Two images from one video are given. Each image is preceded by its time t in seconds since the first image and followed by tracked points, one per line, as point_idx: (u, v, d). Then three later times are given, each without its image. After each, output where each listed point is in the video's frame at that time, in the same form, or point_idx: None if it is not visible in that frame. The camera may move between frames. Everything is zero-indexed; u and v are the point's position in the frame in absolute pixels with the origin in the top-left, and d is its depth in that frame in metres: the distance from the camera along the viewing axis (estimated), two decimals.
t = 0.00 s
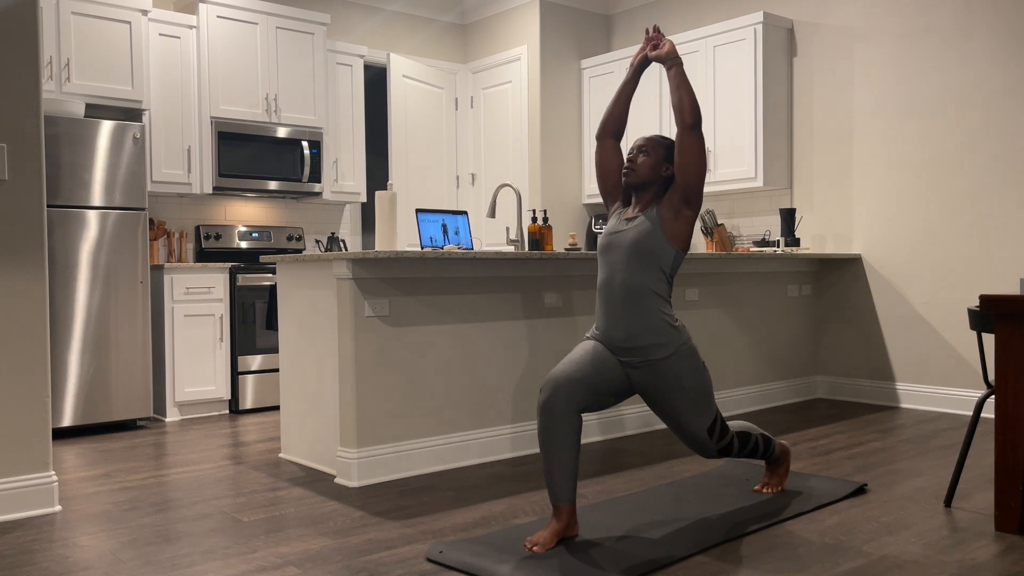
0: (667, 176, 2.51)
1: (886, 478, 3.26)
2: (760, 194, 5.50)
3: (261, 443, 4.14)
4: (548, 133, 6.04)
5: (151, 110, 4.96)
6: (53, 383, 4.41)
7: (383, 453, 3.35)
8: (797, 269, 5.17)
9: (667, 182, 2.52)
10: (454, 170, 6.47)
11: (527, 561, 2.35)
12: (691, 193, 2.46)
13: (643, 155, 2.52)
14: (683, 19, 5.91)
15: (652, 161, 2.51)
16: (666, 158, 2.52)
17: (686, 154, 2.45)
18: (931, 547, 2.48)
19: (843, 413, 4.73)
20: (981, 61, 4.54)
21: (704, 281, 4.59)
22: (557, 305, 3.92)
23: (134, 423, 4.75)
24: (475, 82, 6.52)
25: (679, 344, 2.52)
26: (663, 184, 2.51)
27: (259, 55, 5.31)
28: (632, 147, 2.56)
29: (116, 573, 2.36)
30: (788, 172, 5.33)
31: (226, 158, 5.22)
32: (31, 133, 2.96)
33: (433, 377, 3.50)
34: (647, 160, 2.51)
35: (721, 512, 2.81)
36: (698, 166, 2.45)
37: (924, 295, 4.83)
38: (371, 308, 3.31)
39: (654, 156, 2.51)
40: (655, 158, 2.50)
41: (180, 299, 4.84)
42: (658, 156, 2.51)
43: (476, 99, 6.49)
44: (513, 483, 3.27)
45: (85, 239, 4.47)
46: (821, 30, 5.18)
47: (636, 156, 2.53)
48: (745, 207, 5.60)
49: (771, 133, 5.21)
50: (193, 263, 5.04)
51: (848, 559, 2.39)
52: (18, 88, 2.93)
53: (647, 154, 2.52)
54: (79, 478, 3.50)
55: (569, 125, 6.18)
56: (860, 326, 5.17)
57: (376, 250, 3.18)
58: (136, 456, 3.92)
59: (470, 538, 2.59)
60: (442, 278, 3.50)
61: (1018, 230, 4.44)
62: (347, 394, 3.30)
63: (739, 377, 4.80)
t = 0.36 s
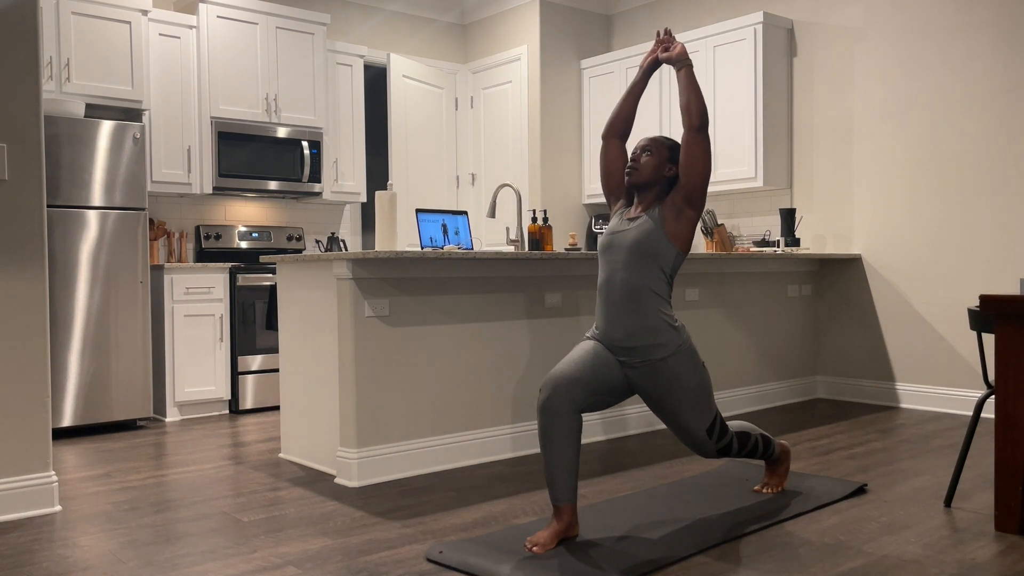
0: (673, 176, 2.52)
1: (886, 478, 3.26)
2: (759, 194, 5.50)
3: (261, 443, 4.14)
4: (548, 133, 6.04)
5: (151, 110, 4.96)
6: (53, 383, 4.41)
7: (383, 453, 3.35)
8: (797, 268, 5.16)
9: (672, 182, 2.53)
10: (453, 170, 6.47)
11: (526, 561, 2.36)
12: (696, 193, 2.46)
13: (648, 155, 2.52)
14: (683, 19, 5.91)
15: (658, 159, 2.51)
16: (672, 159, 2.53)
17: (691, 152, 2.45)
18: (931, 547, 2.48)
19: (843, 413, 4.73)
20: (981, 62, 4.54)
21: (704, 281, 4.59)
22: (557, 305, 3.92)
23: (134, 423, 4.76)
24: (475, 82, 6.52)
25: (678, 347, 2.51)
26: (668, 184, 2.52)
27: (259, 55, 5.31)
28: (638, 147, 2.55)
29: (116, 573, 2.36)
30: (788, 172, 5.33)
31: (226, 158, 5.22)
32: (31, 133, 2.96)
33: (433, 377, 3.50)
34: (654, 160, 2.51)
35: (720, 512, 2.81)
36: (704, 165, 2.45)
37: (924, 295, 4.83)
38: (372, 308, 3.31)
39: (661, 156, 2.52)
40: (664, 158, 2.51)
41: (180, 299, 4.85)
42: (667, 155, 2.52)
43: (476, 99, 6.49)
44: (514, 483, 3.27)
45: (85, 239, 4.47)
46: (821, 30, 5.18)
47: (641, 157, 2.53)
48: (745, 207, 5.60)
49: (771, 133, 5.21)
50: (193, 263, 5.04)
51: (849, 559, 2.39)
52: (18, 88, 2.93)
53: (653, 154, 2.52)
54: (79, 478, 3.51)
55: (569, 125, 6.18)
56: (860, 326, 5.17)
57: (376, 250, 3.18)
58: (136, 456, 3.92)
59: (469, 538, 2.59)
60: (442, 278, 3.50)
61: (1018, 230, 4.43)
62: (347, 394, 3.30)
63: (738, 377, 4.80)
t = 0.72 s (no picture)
0: (602, 177, 2.26)
1: (886, 478, 3.26)
2: (759, 194, 5.50)
3: (261, 443, 4.14)
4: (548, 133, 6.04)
5: (151, 110, 4.96)
6: (53, 383, 4.40)
7: (383, 453, 3.35)
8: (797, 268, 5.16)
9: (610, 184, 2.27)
10: (454, 170, 6.47)
11: (526, 561, 2.36)
12: (632, 198, 2.19)
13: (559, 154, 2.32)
14: (683, 19, 5.91)
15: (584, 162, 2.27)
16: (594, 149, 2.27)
17: (611, 154, 2.22)
18: (931, 547, 2.48)
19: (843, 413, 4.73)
20: (981, 62, 4.54)
21: (704, 281, 4.59)
22: (557, 305, 3.92)
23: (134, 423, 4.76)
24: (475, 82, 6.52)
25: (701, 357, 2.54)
26: (593, 188, 2.27)
27: (259, 55, 5.31)
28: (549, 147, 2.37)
29: (116, 573, 2.36)
30: (788, 172, 5.33)
31: (226, 158, 5.22)
32: (32, 133, 2.96)
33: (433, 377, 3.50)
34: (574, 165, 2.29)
35: (720, 512, 2.81)
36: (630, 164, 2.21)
37: (924, 295, 4.83)
38: (372, 308, 3.31)
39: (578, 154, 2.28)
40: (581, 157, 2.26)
41: (180, 299, 4.85)
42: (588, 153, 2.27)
43: (476, 99, 6.49)
44: (514, 483, 3.27)
45: (85, 238, 4.47)
46: (821, 30, 5.18)
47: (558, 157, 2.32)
48: (745, 208, 5.60)
49: (771, 132, 5.21)
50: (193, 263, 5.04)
51: (848, 558, 2.39)
52: (18, 87, 2.93)
53: (565, 156, 2.31)
54: (79, 478, 3.51)
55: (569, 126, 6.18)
56: (859, 326, 5.17)
57: (376, 250, 3.18)
58: (136, 456, 3.92)
59: (469, 538, 2.59)
60: (442, 279, 3.50)
61: (1019, 230, 4.43)
62: (347, 394, 3.30)
63: (738, 377, 4.80)
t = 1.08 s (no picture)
0: (673, 210, 2.49)
1: (886, 479, 3.26)
2: (760, 194, 5.50)
3: (261, 443, 4.14)
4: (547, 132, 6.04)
5: (151, 111, 4.96)
6: (53, 382, 4.40)
7: (383, 453, 3.34)
8: (797, 268, 5.16)
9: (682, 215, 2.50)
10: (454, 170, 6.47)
11: (527, 561, 2.36)
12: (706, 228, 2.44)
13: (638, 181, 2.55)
14: (683, 19, 5.91)
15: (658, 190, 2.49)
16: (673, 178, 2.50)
17: (682, 186, 2.45)
18: (932, 547, 2.48)
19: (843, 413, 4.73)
20: (981, 62, 4.54)
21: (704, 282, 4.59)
22: (557, 306, 3.92)
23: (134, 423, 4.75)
24: (475, 82, 6.52)
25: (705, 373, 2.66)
26: (667, 219, 2.49)
27: (259, 55, 5.31)
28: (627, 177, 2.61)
29: (116, 573, 2.36)
30: (788, 172, 5.33)
31: (226, 158, 5.22)
32: (32, 133, 2.96)
33: (434, 377, 3.50)
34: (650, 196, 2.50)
35: (720, 512, 2.81)
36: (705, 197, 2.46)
37: (924, 295, 4.83)
38: (372, 308, 3.31)
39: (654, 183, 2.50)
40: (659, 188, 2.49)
41: (180, 299, 4.84)
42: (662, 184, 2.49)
43: (476, 99, 6.49)
44: (514, 483, 3.27)
45: (85, 238, 4.47)
46: (821, 30, 5.18)
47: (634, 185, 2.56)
48: (745, 208, 5.60)
49: (771, 133, 5.21)
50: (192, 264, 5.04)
51: (848, 559, 2.39)
52: (18, 87, 2.92)
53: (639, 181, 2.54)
54: (79, 478, 3.50)
55: (569, 125, 6.18)
56: (859, 326, 5.17)
57: (376, 250, 3.18)
58: (136, 456, 3.92)
59: (470, 538, 2.59)
60: (442, 279, 3.50)
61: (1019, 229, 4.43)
62: (347, 394, 3.30)
63: (738, 377, 4.80)
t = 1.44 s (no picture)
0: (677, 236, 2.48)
1: (886, 479, 3.26)
2: (760, 194, 5.50)
3: (261, 443, 4.14)
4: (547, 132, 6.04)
5: (151, 111, 4.96)
6: (53, 382, 4.40)
7: (383, 453, 3.35)
8: (797, 268, 5.17)
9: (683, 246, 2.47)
10: (454, 170, 6.47)
11: (526, 561, 2.36)
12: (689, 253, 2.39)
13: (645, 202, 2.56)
14: (683, 19, 5.91)
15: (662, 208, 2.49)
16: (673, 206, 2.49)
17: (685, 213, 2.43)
18: (932, 547, 2.48)
19: (843, 413, 4.73)
20: (981, 62, 4.54)
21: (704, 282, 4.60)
22: (557, 306, 3.92)
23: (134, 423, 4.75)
24: (475, 82, 6.52)
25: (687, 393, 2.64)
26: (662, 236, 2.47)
27: (259, 55, 5.31)
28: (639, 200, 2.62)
29: (116, 573, 2.36)
30: (788, 172, 5.34)
31: (226, 158, 5.22)
32: (32, 133, 2.95)
33: (434, 377, 3.50)
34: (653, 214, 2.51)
35: (720, 512, 2.80)
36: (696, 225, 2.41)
37: (924, 295, 4.83)
38: (372, 308, 3.31)
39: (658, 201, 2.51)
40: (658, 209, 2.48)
41: (180, 299, 4.84)
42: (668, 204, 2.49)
43: (476, 99, 6.50)
44: (514, 483, 3.27)
45: (85, 238, 4.47)
46: (821, 30, 5.18)
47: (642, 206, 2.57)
48: (745, 208, 5.60)
49: (771, 133, 5.21)
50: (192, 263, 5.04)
51: (848, 559, 2.39)
52: (18, 87, 2.92)
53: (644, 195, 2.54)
54: (79, 478, 3.50)
55: (569, 125, 6.18)
56: (859, 326, 5.17)
57: (376, 250, 3.18)
58: (137, 456, 3.92)
59: (469, 538, 2.59)
60: (442, 279, 3.51)
61: (1019, 229, 4.43)
62: (348, 394, 3.30)
63: (738, 377, 4.80)
